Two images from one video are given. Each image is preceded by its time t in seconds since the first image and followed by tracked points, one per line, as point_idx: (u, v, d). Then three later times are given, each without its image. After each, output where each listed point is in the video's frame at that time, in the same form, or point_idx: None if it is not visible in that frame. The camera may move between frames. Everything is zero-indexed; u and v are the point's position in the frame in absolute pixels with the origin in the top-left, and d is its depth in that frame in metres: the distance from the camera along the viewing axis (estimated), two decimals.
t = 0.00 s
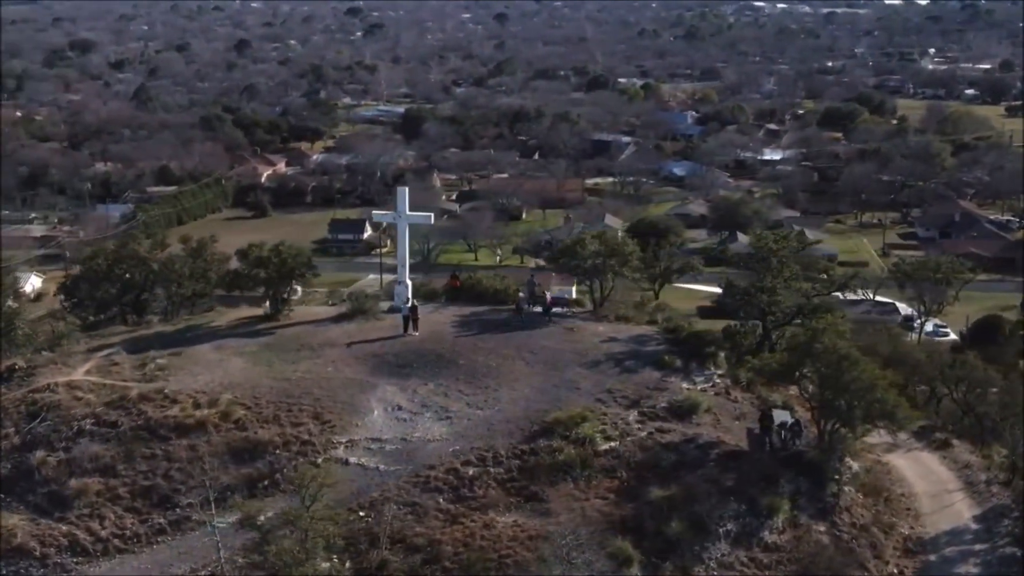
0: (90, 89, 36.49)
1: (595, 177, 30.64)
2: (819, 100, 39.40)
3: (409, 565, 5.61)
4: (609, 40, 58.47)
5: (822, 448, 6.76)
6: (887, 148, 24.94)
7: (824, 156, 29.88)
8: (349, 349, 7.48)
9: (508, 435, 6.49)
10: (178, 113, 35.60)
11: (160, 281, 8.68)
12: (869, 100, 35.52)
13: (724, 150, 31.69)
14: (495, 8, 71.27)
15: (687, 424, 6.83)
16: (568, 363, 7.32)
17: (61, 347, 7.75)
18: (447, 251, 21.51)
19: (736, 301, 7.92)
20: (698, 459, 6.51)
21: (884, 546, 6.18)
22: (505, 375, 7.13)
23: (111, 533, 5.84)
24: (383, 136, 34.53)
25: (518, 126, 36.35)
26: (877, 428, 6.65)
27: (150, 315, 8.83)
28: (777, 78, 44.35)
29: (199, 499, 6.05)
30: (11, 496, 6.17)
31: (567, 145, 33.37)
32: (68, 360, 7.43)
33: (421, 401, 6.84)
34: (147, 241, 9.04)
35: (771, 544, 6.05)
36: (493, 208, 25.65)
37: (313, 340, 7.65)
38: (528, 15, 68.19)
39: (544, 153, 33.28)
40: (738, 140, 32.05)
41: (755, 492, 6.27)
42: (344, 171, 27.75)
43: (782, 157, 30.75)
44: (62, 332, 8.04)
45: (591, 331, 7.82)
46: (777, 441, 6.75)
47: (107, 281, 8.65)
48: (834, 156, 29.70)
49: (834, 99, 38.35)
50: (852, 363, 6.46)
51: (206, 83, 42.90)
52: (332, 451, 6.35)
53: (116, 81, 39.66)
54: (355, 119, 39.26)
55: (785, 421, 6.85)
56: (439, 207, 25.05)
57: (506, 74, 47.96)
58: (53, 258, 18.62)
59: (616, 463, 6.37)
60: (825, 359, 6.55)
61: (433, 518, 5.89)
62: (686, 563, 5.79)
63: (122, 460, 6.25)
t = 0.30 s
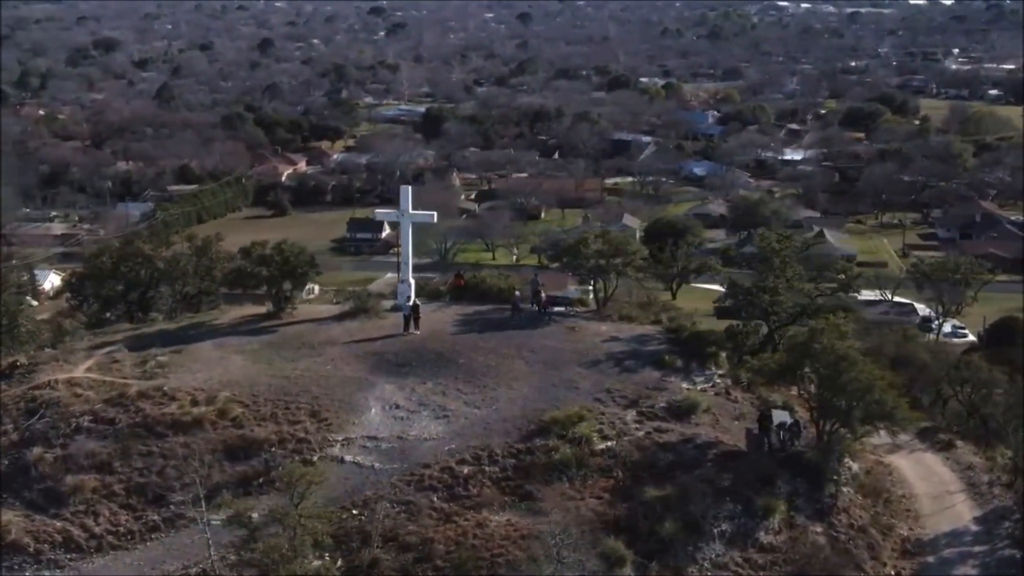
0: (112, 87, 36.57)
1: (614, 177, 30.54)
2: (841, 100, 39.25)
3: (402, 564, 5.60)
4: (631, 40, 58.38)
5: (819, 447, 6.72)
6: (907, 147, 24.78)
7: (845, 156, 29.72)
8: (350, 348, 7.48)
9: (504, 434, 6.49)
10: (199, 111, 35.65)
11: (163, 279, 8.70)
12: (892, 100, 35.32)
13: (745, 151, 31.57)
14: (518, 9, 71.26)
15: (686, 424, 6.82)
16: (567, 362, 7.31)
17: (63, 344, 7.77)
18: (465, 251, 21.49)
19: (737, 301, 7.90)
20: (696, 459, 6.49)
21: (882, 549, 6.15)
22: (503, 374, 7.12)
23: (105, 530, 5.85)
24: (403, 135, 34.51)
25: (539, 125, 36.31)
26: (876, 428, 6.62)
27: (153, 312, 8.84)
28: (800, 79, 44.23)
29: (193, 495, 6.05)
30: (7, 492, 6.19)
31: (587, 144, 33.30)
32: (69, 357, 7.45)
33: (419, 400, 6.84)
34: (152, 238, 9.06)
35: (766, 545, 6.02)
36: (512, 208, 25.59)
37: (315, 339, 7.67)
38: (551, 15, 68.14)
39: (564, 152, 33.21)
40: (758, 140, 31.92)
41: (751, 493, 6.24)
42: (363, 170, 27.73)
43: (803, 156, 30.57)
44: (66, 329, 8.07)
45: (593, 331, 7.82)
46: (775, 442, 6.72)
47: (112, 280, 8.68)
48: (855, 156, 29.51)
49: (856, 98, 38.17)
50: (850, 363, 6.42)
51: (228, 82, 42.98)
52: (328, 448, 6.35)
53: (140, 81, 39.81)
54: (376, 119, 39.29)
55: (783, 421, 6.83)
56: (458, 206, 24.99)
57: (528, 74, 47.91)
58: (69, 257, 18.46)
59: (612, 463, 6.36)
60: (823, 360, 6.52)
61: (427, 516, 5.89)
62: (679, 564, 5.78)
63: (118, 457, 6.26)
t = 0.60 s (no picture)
0: (135, 86, 36.67)
1: (634, 176, 30.41)
2: (863, 100, 39.03)
3: (393, 562, 5.59)
4: (654, 40, 58.17)
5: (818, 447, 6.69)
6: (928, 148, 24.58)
7: (866, 156, 29.52)
8: (350, 346, 7.49)
9: (500, 432, 6.48)
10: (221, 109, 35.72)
11: (168, 277, 8.72)
12: (915, 100, 35.07)
13: (766, 150, 31.39)
14: (542, 7, 71.17)
15: (684, 424, 6.79)
16: (567, 361, 7.30)
17: (66, 341, 7.79)
18: (482, 250, 21.50)
19: (740, 300, 7.88)
20: (692, 459, 6.47)
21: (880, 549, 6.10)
22: (503, 373, 7.11)
23: (99, 526, 5.87)
24: (423, 134, 34.48)
25: (559, 124, 36.23)
26: (874, 428, 6.59)
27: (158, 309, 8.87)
28: (823, 78, 43.98)
29: (188, 491, 6.07)
30: (4, 487, 6.21)
31: (608, 143, 33.20)
32: (71, 353, 7.49)
33: (416, 398, 6.84)
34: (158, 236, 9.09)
35: (761, 545, 5.99)
36: (531, 207, 25.49)
37: (316, 336, 7.68)
38: (574, 15, 68.02)
39: (584, 151, 33.13)
40: (780, 140, 31.73)
41: (746, 492, 6.21)
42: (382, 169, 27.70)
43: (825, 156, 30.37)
44: (70, 326, 8.10)
45: (596, 331, 7.80)
46: (774, 442, 6.68)
47: (118, 277, 8.70)
48: (877, 157, 29.32)
49: (880, 98, 37.93)
50: (847, 364, 6.39)
51: (250, 81, 43.04)
52: (324, 446, 6.36)
53: (163, 80, 39.97)
54: (397, 118, 39.30)
55: (781, 421, 6.80)
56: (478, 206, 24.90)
57: (550, 73, 47.80)
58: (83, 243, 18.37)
59: (608, 462, 6.34)
60: (821, 360, 6.49)
61: (420, 515, 5.88)
62: (672, 564, 5.75)
63: (114, 454, 6.28)
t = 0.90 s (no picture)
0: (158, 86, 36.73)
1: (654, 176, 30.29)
2: (886, 100, 38.80)
3: (385, 561, 5.59)
4: (677, 39, 57.93)
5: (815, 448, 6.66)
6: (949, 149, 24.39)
7: (888, 157, 29.32)
8: (351, 345, 7.50)
9: (497, 432, 6.47)
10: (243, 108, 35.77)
11: (173, 276, 8.74)
12: (938, 101, 34.84)
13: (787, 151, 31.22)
14: (565, 7, 71.02)
15: (682, 425, 6.77)
16: (567, 361, 7.29)
17: (70, 340, 7.81)
18: (500, 250, 21.40)
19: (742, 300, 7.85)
20: (690, 459, 6.44)
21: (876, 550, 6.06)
22: (503, 373, 7.11)
23: (94, 524, 5.89)
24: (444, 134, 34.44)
25: (580, 123, 36.15)
26: (874, 430, 6.56)
27: (163, 308, 8.89)
28: (846, 78, 43.72)
29: (183, 488, 6.08)
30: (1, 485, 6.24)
31: (629, 142, 33.10)
32: (74, 352, 7.52)
33: (414, 397, 6.84)
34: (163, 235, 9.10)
35: (756, 547, 5.96)
36: (549, 205, 25.39)
37: (318, 335, 7.69)
38: (597, 14, 67.80)
39: (604, 151, 33.04)
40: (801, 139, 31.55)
41: (742, 494, 6.18)
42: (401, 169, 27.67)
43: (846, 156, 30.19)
44: (74, 325, 8.12)
45: (597, 331, 7.78)
46: (773, 443, 6.66)
47: (123, 275, 8.73)
48: (898, 158, 29.13)
49: (902, 98, 37.69)
50: (846, 364, 6.36)
51: (273, 80, 43.08)
52: (320, 445, 6.36)
53: (185, 79, 40.06)
54: (419, 118, 39.28)
55: (780, 423, 6.77)
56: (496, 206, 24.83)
57: (571, 73, 47.69)
58: (102, 232, 18.29)
59: (605, 463, 6.32)
60: (819, 361, 6.46)
61: (414, 515, 5.88)
62: (666, 565, 5.73)
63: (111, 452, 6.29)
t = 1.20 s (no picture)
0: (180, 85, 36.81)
1: (675, 176, 30.21)
2: (909, 99, 38.60)
3: (376, 560, 5.59)
4: (701, 38, 57.76)
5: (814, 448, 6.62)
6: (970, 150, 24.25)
7: (910, 156, 29.18)
8: (352, 344, 7.51)
9: (493, 432, 6.46)
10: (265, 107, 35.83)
11: (179, 274, 8.77)
12: (961, 100, 34.63)
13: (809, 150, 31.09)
14: (589, 6, 70.89)
15: (680, 425, 6.75)
16: (567, 360, 7.28)
17: (73, 337, 7.83)
18: (519, 249, 21.35)
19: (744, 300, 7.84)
20: (686, 459, 6.42)
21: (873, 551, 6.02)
22: (502, 372, 7.11)
23: (89, 521, 5.91)
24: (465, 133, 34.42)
25: (601, 122, 36.09)
26: (873, 431, 6.52)
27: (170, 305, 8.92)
28: (869, 78, 43.49)
29: (177, 485, 6.09)
30: None
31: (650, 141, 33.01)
32: (76, 349, 7.55)
33: (412, 396, 6.84)
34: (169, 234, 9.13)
35: (752, 548, 5.93)
36: (569, 204, 25.33)
37: (319, 334, 7.70)
38: (621, 13, 67.67)
39: (625, 150, 32.97)
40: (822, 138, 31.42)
41: (738, 495, 6.15)
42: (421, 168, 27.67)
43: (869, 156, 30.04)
44: (78, 322, 8.15)
45: (599, 331, 7.78)
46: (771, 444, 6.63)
47: (129, 273, 8.76)
48: (920, 158, 28.99)
49: (926, 97, 37.47)
50: (844, 364, 6.33)
51: (296, 79, 43.16)
52: (316, 444, 6.37)
53: (208, 78, 40.15)
54: (440, 116, 39.27)
55: (779, 423, 6.74)
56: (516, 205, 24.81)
57: (593, 72, 47.62)
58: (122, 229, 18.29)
59: (601, 464, 6.31)
60: (817, 361, 6.43)
61: (407, 513, 5.88)
62: (659, 566, 5.71)
63: (108, 450, 6.31)
